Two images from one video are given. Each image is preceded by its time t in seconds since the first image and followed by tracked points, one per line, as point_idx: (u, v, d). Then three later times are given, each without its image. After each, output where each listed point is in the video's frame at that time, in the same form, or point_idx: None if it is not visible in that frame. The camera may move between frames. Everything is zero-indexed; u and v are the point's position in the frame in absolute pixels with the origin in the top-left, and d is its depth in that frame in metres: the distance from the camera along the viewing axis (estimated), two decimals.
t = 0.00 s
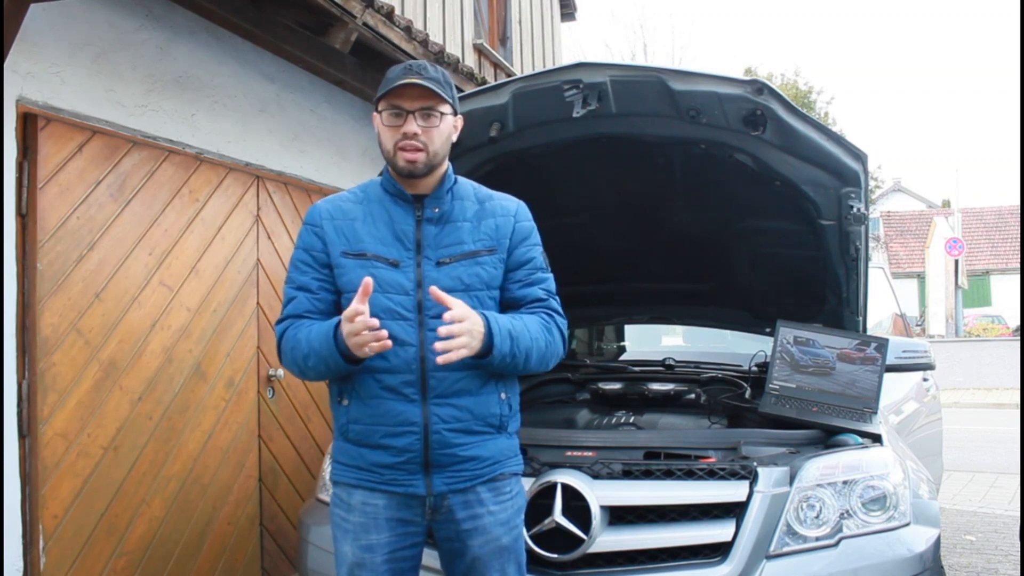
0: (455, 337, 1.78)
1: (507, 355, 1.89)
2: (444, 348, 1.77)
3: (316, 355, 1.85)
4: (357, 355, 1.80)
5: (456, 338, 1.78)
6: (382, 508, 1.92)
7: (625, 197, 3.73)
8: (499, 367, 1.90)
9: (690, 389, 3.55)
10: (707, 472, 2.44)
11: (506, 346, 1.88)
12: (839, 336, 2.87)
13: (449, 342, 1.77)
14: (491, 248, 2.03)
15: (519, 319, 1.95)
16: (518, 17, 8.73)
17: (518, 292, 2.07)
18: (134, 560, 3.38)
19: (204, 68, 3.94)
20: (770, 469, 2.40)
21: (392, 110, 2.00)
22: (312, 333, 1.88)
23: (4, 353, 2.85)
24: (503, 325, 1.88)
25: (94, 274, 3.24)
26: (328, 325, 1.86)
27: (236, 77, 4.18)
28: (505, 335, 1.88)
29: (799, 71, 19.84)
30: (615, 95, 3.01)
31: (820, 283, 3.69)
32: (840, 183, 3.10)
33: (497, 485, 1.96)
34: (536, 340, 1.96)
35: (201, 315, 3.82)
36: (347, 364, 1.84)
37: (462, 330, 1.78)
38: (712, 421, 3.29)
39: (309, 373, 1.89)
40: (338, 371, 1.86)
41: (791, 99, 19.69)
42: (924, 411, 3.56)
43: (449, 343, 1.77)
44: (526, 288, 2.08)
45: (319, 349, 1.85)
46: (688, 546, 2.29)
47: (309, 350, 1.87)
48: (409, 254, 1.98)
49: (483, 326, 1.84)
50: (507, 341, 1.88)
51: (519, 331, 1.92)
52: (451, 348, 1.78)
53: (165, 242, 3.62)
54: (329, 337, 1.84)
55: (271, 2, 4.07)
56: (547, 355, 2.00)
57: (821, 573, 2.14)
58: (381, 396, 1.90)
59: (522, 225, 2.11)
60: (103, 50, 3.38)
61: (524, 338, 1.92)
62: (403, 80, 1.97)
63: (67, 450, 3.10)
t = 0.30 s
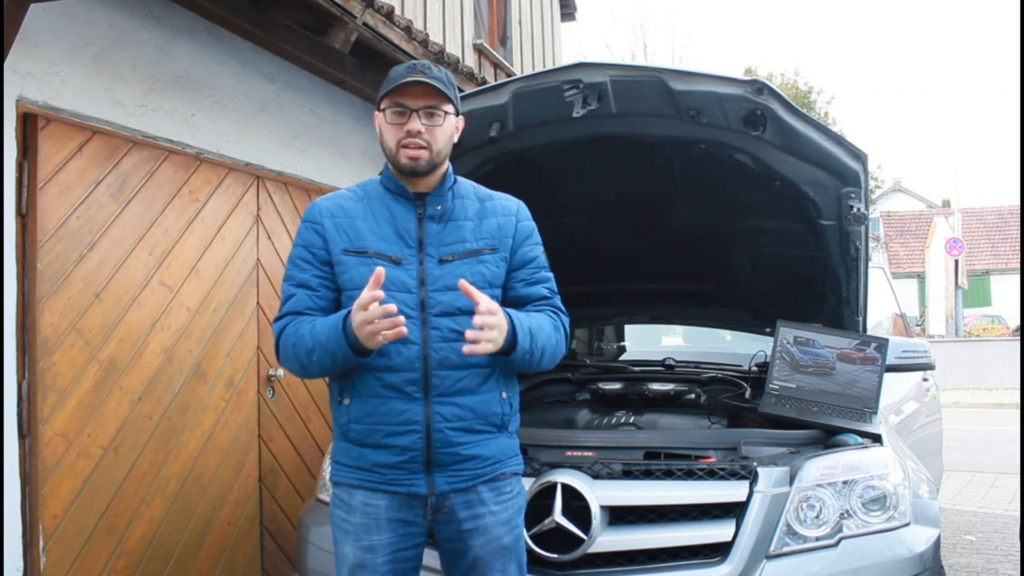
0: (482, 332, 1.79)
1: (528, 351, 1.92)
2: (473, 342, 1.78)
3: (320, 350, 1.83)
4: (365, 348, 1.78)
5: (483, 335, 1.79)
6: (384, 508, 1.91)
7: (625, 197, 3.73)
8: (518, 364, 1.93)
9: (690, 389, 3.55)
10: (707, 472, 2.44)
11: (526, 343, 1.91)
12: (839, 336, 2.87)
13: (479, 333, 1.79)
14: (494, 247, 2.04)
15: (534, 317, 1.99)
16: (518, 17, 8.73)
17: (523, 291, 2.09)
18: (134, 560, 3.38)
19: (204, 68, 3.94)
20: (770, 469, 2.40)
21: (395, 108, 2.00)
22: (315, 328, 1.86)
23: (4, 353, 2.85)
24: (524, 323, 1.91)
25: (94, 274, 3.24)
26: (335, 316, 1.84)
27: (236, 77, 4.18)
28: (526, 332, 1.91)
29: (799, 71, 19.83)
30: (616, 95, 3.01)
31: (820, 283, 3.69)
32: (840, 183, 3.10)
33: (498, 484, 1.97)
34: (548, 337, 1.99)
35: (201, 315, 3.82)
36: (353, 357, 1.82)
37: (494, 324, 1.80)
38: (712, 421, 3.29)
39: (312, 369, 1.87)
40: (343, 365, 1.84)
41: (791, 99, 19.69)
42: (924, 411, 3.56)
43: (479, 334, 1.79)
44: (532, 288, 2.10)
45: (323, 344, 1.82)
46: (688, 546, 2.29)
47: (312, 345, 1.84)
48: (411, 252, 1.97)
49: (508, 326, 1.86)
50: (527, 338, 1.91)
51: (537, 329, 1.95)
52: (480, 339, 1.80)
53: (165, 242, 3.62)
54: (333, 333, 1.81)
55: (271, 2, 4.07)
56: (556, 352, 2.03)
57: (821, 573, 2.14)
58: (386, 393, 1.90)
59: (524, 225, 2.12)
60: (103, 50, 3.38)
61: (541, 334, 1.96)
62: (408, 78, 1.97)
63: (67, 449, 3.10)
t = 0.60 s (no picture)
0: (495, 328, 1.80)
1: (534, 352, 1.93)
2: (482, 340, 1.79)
3: (330, 342, 1.81)
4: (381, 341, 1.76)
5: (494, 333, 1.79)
6: (385, 509, 1.91)
7: (625, 197, 3.73)
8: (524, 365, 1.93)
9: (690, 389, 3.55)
10: (707, 472, 2.44)
11: (534, 344, 1.92)
12: (839, 337, 2.88)
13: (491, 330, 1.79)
14: (496, 248, 2.04)
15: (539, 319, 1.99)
16: (518, 17, 8.73)
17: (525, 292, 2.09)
18: (134, 560, 3.38)
19: (203, 68, 3.94)
20: (770, 469, 2.39)
21: (398, 106, 2.00)
22: (326, 321, 1.85)
23: (4, 353, 2.85)
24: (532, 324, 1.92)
25: (94, 274, 3.24)
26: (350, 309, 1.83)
27: (236, 77, 4.18)
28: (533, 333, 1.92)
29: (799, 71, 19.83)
30: (616, 95, 3.01)
31: (820, 283, 3.69)
32: (840, 183, 3.10)
33: (499, 484, 1.97)
34: (552, 339, 2.00)
35: (201, 315, 3.82)
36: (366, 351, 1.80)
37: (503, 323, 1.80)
38: (713, 421, 3.29)
39: (319, 363, 1.84)
40: (353, 359, 1.81)
41: (791, 99, 19.68)
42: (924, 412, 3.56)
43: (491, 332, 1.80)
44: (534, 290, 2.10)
45: (336, 336, 1.80)
46: (688, 546, 2.29)
47: (323, 338, 1.83)
48: (413, 252, 1.98)
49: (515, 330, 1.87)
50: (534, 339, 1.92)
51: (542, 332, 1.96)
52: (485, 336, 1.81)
53: (165, 242, 3.62)
54: (346, 325, 1.80)
55: (271, 2, 4.07)
56: (559, 353, 2.03)
57: (821, 573, 2.14)
58: (388, 393, 1.90)
59: (525, 227, 2.12)
60: (103, 50, 3.38)
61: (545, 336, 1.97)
62: (411, 77, 1.97)
63: (67, 450, 3.10)
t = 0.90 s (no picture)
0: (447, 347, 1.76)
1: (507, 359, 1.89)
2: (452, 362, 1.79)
3: (346, 340, 1.82)
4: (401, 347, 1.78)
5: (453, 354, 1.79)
6: (386, 508, 1.91)
7: (625, 197, 3.73)
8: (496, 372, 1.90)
9: (690, 389, 3.55)
10: (707, 472, 2.44)
11: (502, 350, 1.87)
12: (839, 336, 2.88)
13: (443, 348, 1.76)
14: (497, 246, 2.03)
15: (517, 321, 1.96)
16: (518, 17, 8.73)
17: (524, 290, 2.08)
18: (134, 560, 3.38)
19: (203, 68, 3.94)
20: (770, 469, 2.39)
21: (399, 106, 2.00)
22: (341, 321, 1.86)
23: (4, 353, 2.85)
24: (500, 331, 1.88)
25: (94, 274, 3.24)
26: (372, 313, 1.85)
27: (236, 77, 4.18)
28: (501, 339, 1.87)
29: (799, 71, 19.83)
30: (616, 95, 3.02)
31: (820, 283, 3.69)
32: (840, 183, 3.10)
33: (500, 484, 1.97)
34: (537, 342, 1.97)
35: (201, 315, 3.82)
36: (381, 355, 1.81)
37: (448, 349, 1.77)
38: (712, 421, 3.29)
39: (326, 362, 1.85)
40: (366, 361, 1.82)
41: (791, 99, 19.68)
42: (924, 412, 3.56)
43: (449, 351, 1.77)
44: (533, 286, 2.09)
45: (353, 335, 1.82)
46: (689, 546, 2.29)
47: (337, 335, 1.83)
48: (415, 251, 1.98)
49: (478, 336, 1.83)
50: (503, 345, 1.88)
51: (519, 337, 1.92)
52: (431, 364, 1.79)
53: (165, 242, 3.62)
54: (366, 326, 1.82)
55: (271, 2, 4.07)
56: (553, 352, 2.02)
57: (821, 573, 2.14)
58: (390, 392, 1.90)
59: (525, 224, 2.11)
60: (103, 50, 3.38)
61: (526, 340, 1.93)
62: (412, 76, 1.97)
63: (67, 449, 3.10)
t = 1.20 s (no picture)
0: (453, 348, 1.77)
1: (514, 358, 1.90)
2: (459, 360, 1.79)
3: (336, 348, 1.83)
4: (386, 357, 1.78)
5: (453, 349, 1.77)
6: (386, 508, 1.91)
7: (625, 196, 3.73)
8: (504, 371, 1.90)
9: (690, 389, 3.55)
10: (707, 472, 2.44)
11: (511, 350, 1.87)
12: (839, 337, 2.88)
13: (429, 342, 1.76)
14: (496, 247, 2.03)
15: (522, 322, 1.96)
16: (518, 17, 8.73)
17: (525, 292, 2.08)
18: (134, 560, 3.38)
19: (203, 68, 3.94)
20: (770, 469, 2.39)
21: (400, 107, 2.00)
22: (332, 327, 1.86)
23: (4, 353, 2.85)
24: (507, 330, 1.88)
25: (94, 274, 3.24)
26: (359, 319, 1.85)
27: (236, 77, 4.18)
28: (509, 339, 1.87)
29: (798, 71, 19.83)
30: (616, 95, 3.02)
31: (820, 283, 3.69)
32: (840, 183, 3.10)
33: (500, 484, 1.97)
34: (541, 342, 1.96)
35: (201, 315, 3.82)
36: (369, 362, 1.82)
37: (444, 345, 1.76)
38: (712, 421, 3.29)
39: (320, 367, 1.86)
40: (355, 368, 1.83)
41: (791, 99, 19.67)
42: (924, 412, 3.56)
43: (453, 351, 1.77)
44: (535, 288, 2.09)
45: (341, 344, 1.82)
46: (688, 546, 2.29)
47: (327, 344, 1.84)
48: (413, 252, 1.98)
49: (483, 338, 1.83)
50: (511, 345, 1.88)
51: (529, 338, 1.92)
52: (434, 376, 1.77)
53: (165, 242, 3.62)
54: (354, 334, 1.82)
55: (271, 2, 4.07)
56: (555, 352, 2.02)
57: (821, 573, 2.14)
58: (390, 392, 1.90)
59: (525, 225, 2.11)
60: (103, 50, 3.38)
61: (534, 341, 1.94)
62: (413, 77, 1.97)
63: (67, 449, 3.10)
